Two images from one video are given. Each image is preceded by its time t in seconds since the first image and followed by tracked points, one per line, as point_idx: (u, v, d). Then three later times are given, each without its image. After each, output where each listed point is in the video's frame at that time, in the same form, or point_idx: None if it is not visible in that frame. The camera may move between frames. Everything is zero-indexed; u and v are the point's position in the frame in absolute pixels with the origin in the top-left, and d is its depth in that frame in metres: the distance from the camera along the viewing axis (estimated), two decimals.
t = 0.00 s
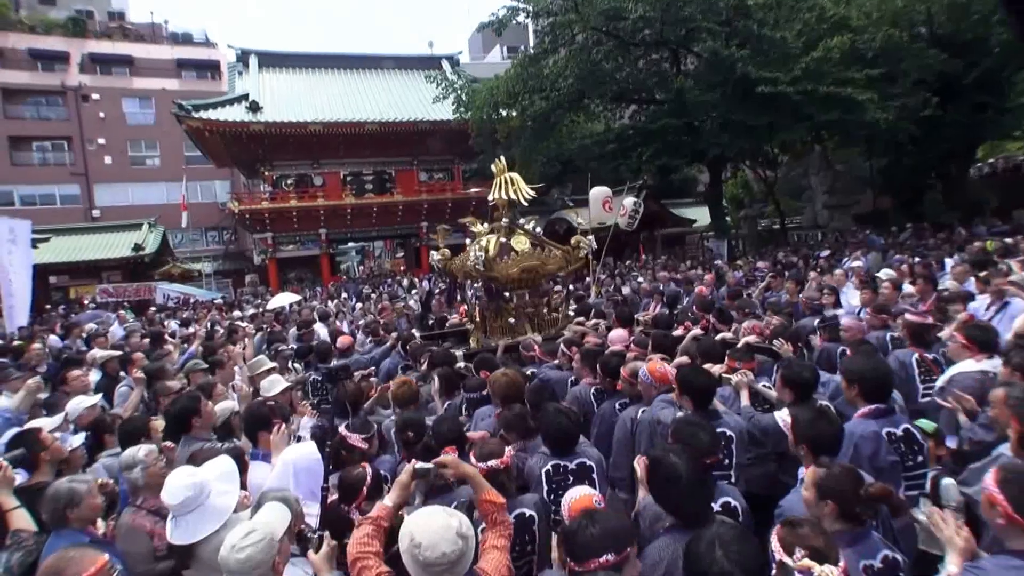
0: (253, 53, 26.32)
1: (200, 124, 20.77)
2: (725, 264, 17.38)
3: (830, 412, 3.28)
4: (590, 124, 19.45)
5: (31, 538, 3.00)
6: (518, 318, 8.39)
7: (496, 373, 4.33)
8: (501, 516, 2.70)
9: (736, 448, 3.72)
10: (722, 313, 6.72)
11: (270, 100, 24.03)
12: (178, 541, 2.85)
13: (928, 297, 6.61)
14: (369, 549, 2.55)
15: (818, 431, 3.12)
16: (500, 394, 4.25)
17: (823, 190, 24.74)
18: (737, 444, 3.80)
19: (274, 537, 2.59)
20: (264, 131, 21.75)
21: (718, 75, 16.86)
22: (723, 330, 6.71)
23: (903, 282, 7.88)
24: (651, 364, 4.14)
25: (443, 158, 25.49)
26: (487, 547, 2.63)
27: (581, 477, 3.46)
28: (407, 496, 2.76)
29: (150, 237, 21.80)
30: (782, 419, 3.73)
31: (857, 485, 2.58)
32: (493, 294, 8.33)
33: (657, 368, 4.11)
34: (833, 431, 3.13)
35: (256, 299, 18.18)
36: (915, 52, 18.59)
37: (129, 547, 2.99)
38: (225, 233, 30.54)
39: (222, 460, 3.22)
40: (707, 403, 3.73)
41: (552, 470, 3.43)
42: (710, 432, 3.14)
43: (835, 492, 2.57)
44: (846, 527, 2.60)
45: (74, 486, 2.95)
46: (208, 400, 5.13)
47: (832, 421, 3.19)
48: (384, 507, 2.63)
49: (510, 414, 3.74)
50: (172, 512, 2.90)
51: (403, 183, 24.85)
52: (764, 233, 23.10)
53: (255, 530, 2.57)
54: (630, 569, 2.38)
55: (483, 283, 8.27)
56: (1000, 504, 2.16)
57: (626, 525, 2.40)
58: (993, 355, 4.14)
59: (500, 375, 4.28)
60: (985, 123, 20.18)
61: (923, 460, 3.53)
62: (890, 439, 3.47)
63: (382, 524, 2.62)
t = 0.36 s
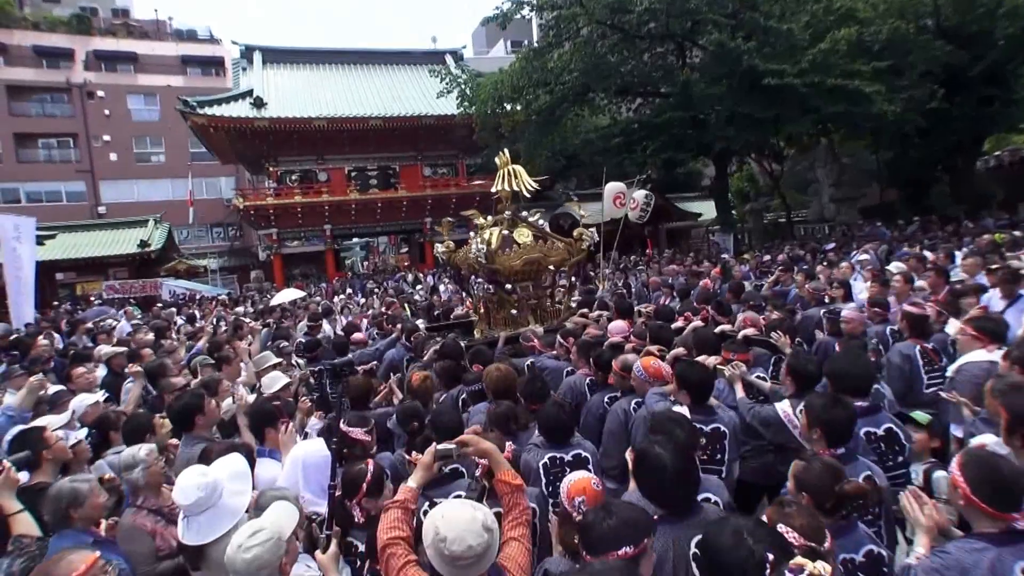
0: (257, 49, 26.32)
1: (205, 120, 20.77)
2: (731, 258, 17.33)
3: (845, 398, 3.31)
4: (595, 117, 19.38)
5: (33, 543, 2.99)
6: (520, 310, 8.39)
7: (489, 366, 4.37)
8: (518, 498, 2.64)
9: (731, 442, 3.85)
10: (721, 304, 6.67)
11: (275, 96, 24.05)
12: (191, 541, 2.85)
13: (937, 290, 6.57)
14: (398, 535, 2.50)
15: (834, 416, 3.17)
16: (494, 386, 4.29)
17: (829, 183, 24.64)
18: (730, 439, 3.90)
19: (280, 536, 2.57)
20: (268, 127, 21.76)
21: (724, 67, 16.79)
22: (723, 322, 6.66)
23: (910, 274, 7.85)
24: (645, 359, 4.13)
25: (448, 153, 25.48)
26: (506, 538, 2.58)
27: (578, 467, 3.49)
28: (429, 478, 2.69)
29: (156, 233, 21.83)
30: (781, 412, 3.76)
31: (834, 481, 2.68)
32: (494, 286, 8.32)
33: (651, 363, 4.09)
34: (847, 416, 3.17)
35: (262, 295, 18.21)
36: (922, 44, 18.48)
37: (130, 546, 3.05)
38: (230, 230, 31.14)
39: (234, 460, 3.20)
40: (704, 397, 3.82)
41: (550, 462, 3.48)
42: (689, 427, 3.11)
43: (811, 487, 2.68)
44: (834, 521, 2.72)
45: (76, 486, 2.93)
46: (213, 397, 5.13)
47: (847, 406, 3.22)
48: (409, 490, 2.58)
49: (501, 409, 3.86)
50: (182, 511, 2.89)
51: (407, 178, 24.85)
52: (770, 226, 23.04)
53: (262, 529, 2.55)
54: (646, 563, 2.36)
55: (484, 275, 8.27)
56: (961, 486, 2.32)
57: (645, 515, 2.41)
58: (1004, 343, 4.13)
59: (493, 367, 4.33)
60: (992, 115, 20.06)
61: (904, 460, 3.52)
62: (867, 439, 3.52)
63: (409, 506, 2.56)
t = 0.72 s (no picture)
0: (260, 44, 26.31)
1: (209, 115, 20.76)
2: (736, 252, 17.28)
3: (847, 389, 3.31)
4: (599, 111, 19.33)
5: (31, 550, 2.94)
6: (524, 304, 8.35)
7: (485, 354, 4.48)
8: (531, 500, 2.61)
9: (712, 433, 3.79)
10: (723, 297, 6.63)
11: (278, 91, 24.03)
12: (199, 542, 2.84)
13: (947, 285, 6.52)
14: (409, 528, 2.50)
15: (835, 406, 3.17)
16: (491, 374, 4.37)
17: (835, 176, 24.55)
18: (712, 429, 3.83)
19: (286, 536, 2.57)
20: (272, 123, 21.75)
21: (729, 60, 16.72)
22: (726, 315, 6.61)
23: (918, 267, 7.79)
24: (638, 349, 4.22)
25: (451, 147, 25.45)
26: (518, 537, 2.54)
27: (585, 455, 3.49)
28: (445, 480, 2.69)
29: (160, 229, 21.86)
30: (782, 400, 3.93)
31: (816, 474, 2.73)
32: (498, 279, 8.33)
33: (644, 353, 4.18)
34: (849, 406, 3.18)
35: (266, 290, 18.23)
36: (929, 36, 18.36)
37: (132, 546, 3.09)
38: (235, 226, 30.88)
39: (240, 460, 3.21)
40: (686, 389, 3.78)
41: (557, 449, 3.52)
42: (672, 423, 3.13)
43: (794, 480, 2.74)
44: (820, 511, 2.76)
45: (79, 486, 2.89)
46: (216, 395, 5.13)
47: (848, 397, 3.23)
48: (426, 486, 2.60)
49: (496, 394, 3.93)
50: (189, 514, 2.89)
51: (411, 173, 24.85)
52: (775, 220, 22.97)
53: (268, 529, 2.55)
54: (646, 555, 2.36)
55: (491, 268, 8.29)
56: (955, 476, 2.36)
57: (642, 509, 2.39)
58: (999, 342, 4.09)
59: (489, 354, 4.43)
60: (999, 107, 19.92)
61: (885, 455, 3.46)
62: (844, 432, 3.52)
63: (423, 502, 2.58)
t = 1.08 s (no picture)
0: (262, 39, 26.25)
1: (210, 110, 20.73)
2: (740, 247, 17.24)
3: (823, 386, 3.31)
4: (602, 106, 19.30)
5: (30, 550, 2.81)
6: (527, 299, 8.36)
7: (486, 344, 4.49)
8: (538, 498, 2.60)
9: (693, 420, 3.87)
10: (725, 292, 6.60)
11: (280, 86, 24.00)
12: (203, 544, 2.83)
13: (958, 281, 6.46)
14: (415, 524, 2.50)
15: (813, 403, 3.17)
16: (491, 362, 4.39)
17: (839, 170, 24.48)
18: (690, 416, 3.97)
19: (286, 540, 2.55)
20: (274, 118, 21.72)
21: (735, 54, 16.65)
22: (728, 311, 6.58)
23: (923, 263, 7.75)
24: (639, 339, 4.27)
25: (454, 143, 25.42)
26: (524, 534, 2.52)
27: (577, 443, 3.54)
28: (453, 476, 2.75)
29: (162, 224, 21.87)
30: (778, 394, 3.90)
31: (810, 457, 2.73)
32: (502, 275, 8.34)
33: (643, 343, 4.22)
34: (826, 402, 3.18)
35: (268, 286, 18.24)
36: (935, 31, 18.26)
37: (134, 540, 3.14)
38: (236, 221, 31.21)
39: (246, 458, 3.21)
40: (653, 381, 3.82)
41: (550, 439, 3.52)
42: (677, 410, 3.14)
43: (788, 464, 2.72)
44: (803, 493, 2.74)
45: (80, 488, 2.87)
46: (218, 391, 5.15)
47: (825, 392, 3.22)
48: (433, 483, 2.63)
49: (483, 390, 4.06)
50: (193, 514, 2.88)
51: (414, 168, 24.82)
52: (778, 215, 22.92)
53: (268, 532, 2.54)
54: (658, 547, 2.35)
55: (495, 265, 8.29)
56: (940, 462, 2.39)
57: (651, 502, 2.40)
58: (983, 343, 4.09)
59: (491, 344, 4.44)
60: (1005, 102, 19.82)
61: (885, 448, 3.45)
62: (846, 423, 3.54)
63: (430, 499, 2.60)
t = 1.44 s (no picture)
0: (263, 33, 26.23)
1: (210, 104, 20.73)
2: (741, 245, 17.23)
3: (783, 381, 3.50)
4: (605, 103, 19.33)
5: (24, 552, 2.60)
6: (531, 297, 8.40)
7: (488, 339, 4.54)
8: (547, 493, 2.63)
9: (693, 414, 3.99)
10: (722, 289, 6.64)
11: (280, 81, 24.00)
12: (208, 540, 2.83)
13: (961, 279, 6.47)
14: (423, 522, 2.53)
15: (769, 396, 3.37)
16: (491, 360, 4.44)
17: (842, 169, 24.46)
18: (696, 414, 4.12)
19: (291, 542, 2.53)
20: (274, 113, 21.73)
21: (738, 52, 16.66)
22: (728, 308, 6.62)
23: (924, 262, 7.78)
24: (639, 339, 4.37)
25: (456, 139, 25.45)
26: (532, 531, 2.54)
27: (559, 432, 3.68)
28: (460, 473, 2.73)
29: (161, 219, 21.90)
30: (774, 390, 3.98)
31: (799, 441, 2.80)
32: (505, 275, 8.33)
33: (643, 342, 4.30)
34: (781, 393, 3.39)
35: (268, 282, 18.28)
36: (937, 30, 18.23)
37: (135, 541, 3.12)
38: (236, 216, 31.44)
39: (252, 454, 3.27)
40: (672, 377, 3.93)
41: (534, 427, 3.65)
42: (682, 395, 3.21)
43: (779, 448, 2.79)
44: (793, 476, 2.82)
45: (73, 489, 2.87)
46: (219, 388, 5.22)
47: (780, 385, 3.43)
48: (440, 481, 2.64)
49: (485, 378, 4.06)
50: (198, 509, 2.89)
51: (416, 164, 24.84)
52: (780, 213, 22.93)
53: (271, 535, 2.51)
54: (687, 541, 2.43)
55: (498, 265, 8.29)
56: (902, 455, 2.57)
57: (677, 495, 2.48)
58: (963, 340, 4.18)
59: (492, 339, 4.50)
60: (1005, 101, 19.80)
61: (876, 437, 3.48)
62: (838, 412, 3.55)
63: (438, 497, 2.62)
